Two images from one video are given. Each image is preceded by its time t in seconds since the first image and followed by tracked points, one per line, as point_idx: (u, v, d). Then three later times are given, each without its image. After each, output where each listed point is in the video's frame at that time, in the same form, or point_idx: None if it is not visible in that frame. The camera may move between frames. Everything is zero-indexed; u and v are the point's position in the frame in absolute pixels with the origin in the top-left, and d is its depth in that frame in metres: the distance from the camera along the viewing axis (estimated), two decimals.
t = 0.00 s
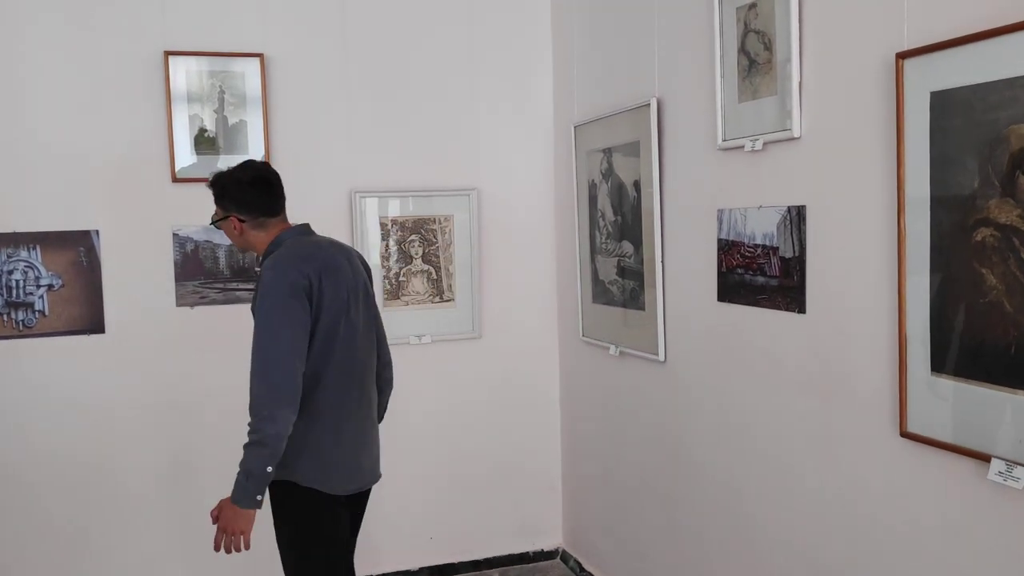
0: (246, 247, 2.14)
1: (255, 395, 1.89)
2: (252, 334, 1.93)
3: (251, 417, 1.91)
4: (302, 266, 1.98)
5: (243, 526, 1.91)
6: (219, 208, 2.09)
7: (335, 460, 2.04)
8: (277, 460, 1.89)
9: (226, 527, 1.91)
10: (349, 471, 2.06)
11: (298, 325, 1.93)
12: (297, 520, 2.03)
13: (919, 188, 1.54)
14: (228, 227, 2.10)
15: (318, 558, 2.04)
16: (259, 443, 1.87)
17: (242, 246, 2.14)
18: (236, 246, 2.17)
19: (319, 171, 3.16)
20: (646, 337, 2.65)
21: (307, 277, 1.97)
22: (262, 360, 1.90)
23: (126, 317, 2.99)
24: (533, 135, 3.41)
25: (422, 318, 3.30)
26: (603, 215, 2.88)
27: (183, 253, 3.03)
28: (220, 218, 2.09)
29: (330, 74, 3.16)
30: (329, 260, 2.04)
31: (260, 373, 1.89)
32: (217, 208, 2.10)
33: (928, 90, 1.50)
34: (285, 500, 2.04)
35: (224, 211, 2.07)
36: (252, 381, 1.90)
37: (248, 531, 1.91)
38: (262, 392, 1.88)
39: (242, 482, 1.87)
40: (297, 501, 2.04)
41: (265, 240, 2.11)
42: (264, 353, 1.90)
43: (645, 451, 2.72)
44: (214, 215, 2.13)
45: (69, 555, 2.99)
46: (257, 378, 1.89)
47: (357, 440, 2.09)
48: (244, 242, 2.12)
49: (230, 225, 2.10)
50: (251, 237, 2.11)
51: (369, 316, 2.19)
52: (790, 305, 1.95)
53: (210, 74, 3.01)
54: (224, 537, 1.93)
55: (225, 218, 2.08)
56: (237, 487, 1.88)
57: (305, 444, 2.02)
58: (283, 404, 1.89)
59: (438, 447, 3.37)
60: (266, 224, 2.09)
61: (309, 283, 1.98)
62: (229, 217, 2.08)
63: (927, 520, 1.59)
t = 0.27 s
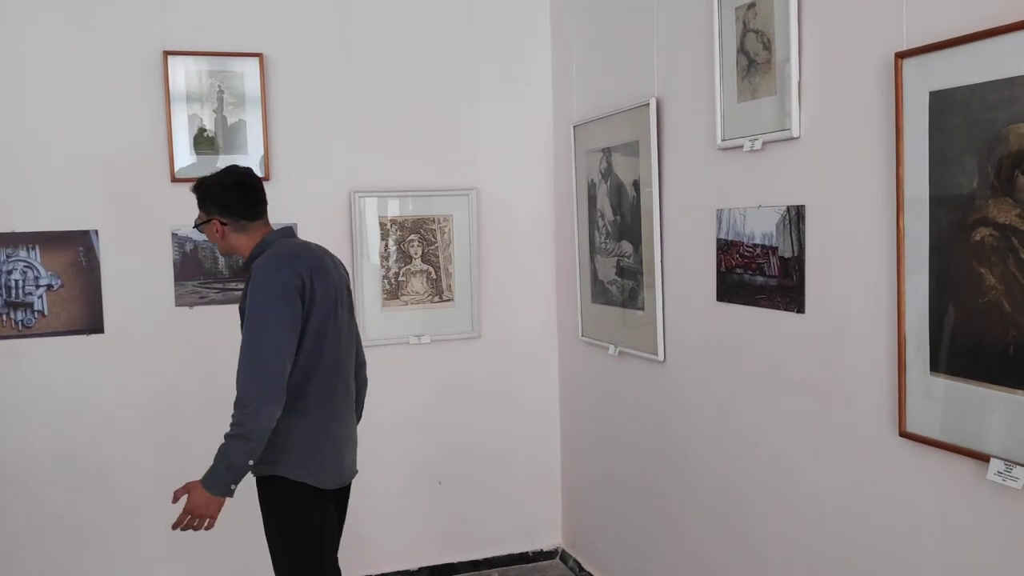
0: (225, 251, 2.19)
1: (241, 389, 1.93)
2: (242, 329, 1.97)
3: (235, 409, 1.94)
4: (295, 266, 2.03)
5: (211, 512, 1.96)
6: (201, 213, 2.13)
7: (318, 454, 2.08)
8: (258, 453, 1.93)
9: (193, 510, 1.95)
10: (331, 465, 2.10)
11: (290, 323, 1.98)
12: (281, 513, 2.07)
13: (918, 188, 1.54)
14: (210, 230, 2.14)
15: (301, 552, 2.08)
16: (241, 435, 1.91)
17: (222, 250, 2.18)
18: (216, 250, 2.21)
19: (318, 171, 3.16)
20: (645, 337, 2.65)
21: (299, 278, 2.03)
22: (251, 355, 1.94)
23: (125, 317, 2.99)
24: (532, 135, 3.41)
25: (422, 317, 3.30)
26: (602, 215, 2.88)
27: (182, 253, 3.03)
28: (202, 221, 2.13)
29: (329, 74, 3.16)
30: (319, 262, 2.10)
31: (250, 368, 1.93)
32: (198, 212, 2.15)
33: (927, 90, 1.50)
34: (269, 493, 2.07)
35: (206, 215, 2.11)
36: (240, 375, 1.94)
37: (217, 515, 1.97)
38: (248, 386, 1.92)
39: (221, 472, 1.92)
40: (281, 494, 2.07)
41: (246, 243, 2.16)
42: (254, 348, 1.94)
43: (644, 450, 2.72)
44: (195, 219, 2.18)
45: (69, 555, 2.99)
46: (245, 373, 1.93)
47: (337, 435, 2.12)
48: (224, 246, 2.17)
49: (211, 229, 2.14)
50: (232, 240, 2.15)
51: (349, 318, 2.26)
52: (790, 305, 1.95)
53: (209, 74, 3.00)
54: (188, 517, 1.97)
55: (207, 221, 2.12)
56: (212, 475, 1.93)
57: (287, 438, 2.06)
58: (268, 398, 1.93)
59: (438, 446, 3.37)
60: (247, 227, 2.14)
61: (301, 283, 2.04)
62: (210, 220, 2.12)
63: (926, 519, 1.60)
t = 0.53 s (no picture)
0: (213, 245, 2.19)
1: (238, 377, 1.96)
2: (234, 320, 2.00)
3: (233, 396, 1.98)
4: (281, 258, 2.06)
5: (224, 499, 1.99)
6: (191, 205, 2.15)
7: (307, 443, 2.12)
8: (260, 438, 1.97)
9: (206, 498, 1.98)
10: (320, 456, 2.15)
11: (280, 311, 2.02)
12: (273, 510, 2.09)
13: (917, 186, 1.54)
14: (198, 223, 2.16)
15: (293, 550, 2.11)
16: (241, 422, 1.95)
17: (209, 244, 2.19)
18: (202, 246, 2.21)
19: (317, 170, 3.16)
20: (644, 337, 2.65)
21: (284, 269, 2.05)
22: (245, 345, 1.97)
23: (124, 316, 2.99)
24: (532, 134, 3.41)
25: (421, 317, 3.30)
26: (602, 214, 2.88)
27: (181, 253, 3.02)
28: (192, 214, 2.15)
29: (329, 73, 3.16)
30: (301, 253, 2.12)
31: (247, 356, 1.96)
32: (189, 206, 2.17)
33: (926, 89, 1.50)
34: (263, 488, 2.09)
35: (197, 206, 2.14)
36: (235, 365, 1.97)
37: (229, 502, 2.00)
38: (244, 375, 1.96)
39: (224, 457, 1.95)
40: (274, 483, 2.09)
41: (234, 236, 2.18)
42: (247, 339, 1.97)
43: (643, 450, 2.72)
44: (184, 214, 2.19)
45: (68, 555, 2.99)
46: (240, 362, 1.97)
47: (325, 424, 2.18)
48: (213, 239, 2.18)
49: (200, 221, 2.15)
50: (221, 233, 2.17)
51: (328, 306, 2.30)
52: (789, 304, 1.95)
53: (209, 74, 3.00)
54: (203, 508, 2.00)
55: (197, 213, 2.14)
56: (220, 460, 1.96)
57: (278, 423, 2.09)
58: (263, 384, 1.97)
59: (437, 446, 3.37)
60: (237, 221, 2.17)
61: (286, 273, 2.06)
62: (201, 213, 2.14)
63: (925, 519, 1.59)
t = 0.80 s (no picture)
0: (207, 237, 2.32)
1: (251, 367, 2.08)
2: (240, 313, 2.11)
3: (246, 385, 2.09)
4: (277, 250, 2.20)
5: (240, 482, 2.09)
6: (193, 197, 2.29)
7: (300, 431, 2.27)
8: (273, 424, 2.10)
9: (223, 483, 2.06)
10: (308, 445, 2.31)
11: (281, 302, 2.15)
12: (268, 500, 2.21)
13: (914, 186, 1.54)
14: (199, 214, 2.29)
15: (279, 540, 2.23)
16: (258, 410, 2.07)
17: (203, 235, 2.31)
18: (194, 238, 2.32)
19: (316, 170, 3.16)
20: (643, 337, 2.65)
21: (281, 261, 2.19)
22: (256, 335, 2.09)
23: (123, 316, 2.99)
24: (531, 135, 3.41)
25: (420, 317, 3.30)
26: (601, 214, 2.88)
27: (181, 253, 3.02)
28: (195, 204, 2.28)
29: (328, 73, 3.16)
30: (292, 246, 2.27)
31: (257, 346, 2.08)
32: (187, 198, 2.29)
33: (923, 89, 1.50)
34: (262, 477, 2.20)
35: (201, 198, 2.28)
36: (246, 355, 2.08)
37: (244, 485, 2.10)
38: (257, 364, 2.08)
39: (242, 443, 2.06)
40: (275, 469, 2.22)
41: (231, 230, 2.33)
42: (256, 330, 2.09)
43: (642, 449, 2.72)
44: (180, 207, 2.30)
45: (67, 556, 2.99)
46: (252, 352, 2.08)
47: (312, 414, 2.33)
48: (210, 230, 2.31)
49: (201, 213, 2.29)
50: (221, 225, 2.31)
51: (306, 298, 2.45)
52: (788, 304, 1.95)
53: (208, 74, 3.00)
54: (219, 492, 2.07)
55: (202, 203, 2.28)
56: (236, 446, 2.06)
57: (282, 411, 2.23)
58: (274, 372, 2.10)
59: (436, 446, 3.37)
60: (237, 217, 2.34)
61: (283, 266, 2.20)
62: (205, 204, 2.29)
63: (924, 519, 1.59)
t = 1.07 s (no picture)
0: (205, 235, 2.32)
1: (261, 364, 2.13)
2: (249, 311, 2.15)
3: (255, 382, 2.13)
4: (281, 250, 2.26)
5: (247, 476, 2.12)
6: (194, 196, 2.29)
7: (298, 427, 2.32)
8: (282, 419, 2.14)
9: (230, 476, 2.10)
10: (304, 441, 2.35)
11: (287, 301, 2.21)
12: (270, 493, 2.24)
13: (911, 187, 1.54)
14: (201, 213, 2.29)
15: (275, 535, 2.26)
16: (270, 405, 2.12)
17: (201, 234, 2.32)
18: (191, 236, 2.31)
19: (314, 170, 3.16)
20: (642, 337, 2.65)
21: (285, 261, 2.25)
22: (266, 333, 2.13)
23: (121, 317, 2.98)
24: (529, 135, 3.41)
25: (418, 317, 3.30)
26: (599, 214, 2.88)
27: (179, 253, 3.02)
28: (196, 203, 2.29)
29: (326, 73, 3.16)
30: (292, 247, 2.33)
31: (267, 343, 2.13)
32: (188, 196, 2.29)
33: (920, 90, 1.50)
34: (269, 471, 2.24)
35: (204, 197, 2.29)
36: (256, 353, 2.13)
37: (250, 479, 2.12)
38: (268, 361, 2.12)
39: (252, 437, 2.10)
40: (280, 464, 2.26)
41: (230, 230, 2.35)
42: (266, 327, 2.14)
43: (640, 449, 2.72)
44: (179, 205, 2.30)
45: (66, 556, 2.99)
46: (262, 349, 2.13)
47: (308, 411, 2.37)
48: (209, 230, 2.31)
49: (203, 212, 2.30)
50: (220, 225, 2.33)
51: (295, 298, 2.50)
52: (785, 304, 1.95)
53: (207, 74, 3.00)
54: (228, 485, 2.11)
55: (204, 203, 2.29)
56: (250, 439, 2.10)
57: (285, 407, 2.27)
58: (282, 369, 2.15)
59: (434, 446, 3.37)
60: (235, 217, 2.36)
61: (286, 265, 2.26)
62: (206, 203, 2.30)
63: (921, 519, 1.59)
